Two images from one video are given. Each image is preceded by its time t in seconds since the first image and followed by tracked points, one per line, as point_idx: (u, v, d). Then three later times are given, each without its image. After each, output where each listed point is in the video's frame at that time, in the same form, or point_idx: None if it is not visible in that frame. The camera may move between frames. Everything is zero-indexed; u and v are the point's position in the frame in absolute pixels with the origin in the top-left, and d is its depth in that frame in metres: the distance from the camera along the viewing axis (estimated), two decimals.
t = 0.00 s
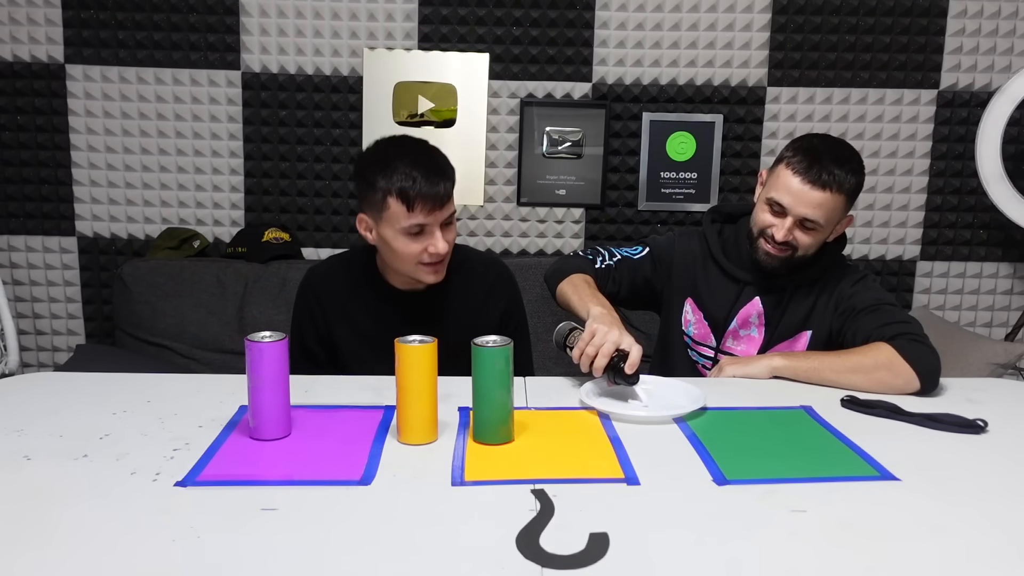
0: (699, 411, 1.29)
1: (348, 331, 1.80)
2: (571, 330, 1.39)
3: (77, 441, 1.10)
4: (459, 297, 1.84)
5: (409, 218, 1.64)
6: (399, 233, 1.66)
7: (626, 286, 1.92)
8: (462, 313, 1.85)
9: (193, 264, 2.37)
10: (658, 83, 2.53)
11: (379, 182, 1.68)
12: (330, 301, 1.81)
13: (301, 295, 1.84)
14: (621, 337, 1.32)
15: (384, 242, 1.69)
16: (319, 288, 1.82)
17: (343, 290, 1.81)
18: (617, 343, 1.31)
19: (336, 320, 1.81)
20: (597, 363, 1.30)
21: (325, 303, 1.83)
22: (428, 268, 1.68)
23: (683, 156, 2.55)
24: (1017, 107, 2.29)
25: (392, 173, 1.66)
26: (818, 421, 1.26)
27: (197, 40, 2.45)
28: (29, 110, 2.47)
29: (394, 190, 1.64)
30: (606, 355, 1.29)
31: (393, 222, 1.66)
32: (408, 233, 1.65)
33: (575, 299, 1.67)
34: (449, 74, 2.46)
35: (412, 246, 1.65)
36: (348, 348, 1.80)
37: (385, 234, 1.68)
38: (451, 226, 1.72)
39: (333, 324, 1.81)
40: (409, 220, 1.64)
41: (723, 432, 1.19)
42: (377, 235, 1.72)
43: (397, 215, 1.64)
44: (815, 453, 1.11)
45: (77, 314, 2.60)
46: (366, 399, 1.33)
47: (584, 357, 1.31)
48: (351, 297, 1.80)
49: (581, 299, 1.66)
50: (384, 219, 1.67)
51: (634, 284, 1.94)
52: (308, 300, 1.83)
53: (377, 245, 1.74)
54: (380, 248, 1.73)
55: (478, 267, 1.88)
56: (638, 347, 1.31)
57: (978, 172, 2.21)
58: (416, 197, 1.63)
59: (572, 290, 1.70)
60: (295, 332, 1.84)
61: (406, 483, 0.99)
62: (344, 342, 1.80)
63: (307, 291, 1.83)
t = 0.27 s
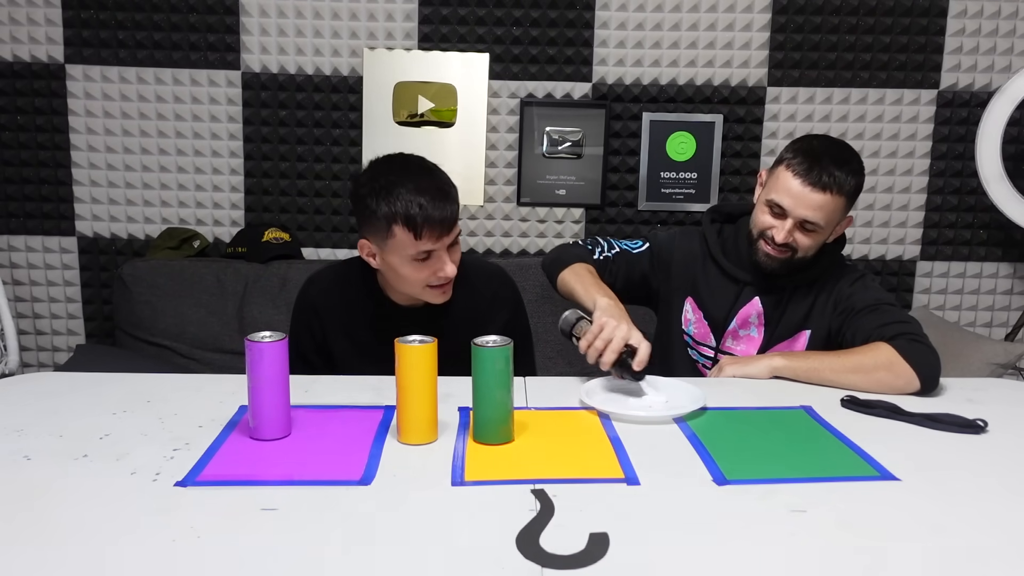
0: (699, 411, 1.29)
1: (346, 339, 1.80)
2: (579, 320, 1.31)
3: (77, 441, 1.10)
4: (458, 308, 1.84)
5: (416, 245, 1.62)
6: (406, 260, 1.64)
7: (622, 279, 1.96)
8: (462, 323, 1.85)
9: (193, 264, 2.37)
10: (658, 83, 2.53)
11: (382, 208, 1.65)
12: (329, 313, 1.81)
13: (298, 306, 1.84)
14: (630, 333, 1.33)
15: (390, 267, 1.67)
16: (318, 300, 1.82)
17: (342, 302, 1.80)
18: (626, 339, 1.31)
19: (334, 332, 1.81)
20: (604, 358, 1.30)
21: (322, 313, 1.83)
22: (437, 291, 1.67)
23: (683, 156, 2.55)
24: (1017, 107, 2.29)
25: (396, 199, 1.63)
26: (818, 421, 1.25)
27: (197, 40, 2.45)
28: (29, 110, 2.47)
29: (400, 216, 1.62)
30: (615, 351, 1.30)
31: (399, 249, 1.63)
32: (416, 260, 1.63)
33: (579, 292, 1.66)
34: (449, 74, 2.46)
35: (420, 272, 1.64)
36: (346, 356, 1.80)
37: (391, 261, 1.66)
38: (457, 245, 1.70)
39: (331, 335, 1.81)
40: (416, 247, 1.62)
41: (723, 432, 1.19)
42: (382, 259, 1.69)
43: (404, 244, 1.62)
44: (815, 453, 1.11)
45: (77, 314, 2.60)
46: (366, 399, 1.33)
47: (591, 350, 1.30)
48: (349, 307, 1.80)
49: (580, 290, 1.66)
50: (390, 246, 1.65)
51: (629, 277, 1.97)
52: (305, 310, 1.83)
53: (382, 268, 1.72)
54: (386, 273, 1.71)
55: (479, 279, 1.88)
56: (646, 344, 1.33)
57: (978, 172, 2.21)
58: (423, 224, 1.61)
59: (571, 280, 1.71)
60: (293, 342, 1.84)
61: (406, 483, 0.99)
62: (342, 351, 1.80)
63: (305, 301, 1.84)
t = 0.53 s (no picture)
0: (699, 411, 1.29)
1: (347, 344, 1.81)
2: (582, 315, 1.37)
3: (77, 441, 1.10)
4: (460, 313, 1.84)
5: (427, 253, 1.61)
6: (415, 269, 1.63)
7: (627, 279, 1.92)
8: (463, 328, 1.85)
9: (193, 264, 2.37)
10: (658, 83, 2.54)
11: (391, 216, 1.63)
12: (330, 321, 1.81)
13: (299, 310, 1.84)
14: (635, 324, 1.33)
15: (397, 275, 1.66)
16: (319, 308, 1.82)
17: (343, 311, 1.81)
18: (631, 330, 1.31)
19: (335, 340, 1.81)
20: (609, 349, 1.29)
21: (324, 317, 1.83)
22: (444, 299, 1.67)
23: (683, 156, 2.55)
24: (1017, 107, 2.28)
25: (406, 207, 1.62)
26: (818, 421, 1.26)
27: (197, 39, 2.45)
28: (29, 110, 2.47)
29: (410, 225, 1.61)
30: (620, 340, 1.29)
31: (409, 258, 1.62)
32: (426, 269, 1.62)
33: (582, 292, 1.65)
34: (449, 74, 2.46)
35: (429, 281, 1.64)
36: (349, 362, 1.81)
37: (400, 270, 1.64)
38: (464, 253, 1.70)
39: (332, 343, 1.81)
40: (426, 255, 1.62)
41: (723, 432, 1.19)
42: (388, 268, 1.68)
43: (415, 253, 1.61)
44: (815, 453, 1.11)
45: (77, 314, 2.60)
46: (366, 400, 1.33)
47: (596, 341, 1.30)
48: (350, 310, 1.80)
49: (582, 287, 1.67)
50: (399, 255, 1.63)
51: (634, 275, 1.94)
52: (305, 314, 1.83)
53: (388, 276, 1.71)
54: (392, 281, 1.69)
55: (481, 284, 1.88)
56: (651, 335, 1.33)
57: (978, 172, 2.21)
58: (434, 234, 1.60)
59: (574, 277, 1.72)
60: (292, 349, 1.83)
61: (406, 483, 0.99)
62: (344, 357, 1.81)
63: (305, 306, 1.83)
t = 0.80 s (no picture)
0: (699, 411, 1.29)
1: (348, 341, 1.81)
2: (587, 315, 1.38)
3: (77, 441, 1.10)
4: (461, 313, 1.85)
5: (431, 246, 1.62)
6: (420, 262, 1.63)
7: (630, 279, 1.93)
8: (464, 327, 1.85)
9: (193, 265, 2.37)
10: (658, 83, 2.54)
11: (395, 209, 1.64)
12: (332, 321, 1.80)
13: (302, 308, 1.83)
14: (642, 320, 1.32)
15: (400, 270, 1.66)
16: (320, 308, 1.81)
17: (344, 311, 1.80)
18: (636, 327, 1.30)
19: (337, 339, 1.81)
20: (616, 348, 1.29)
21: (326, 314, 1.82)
22: (449, 292, 1.67)
23: (683, 156, 2.55)
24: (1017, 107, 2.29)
25: (412, 199, 1.63)
26: (817, 420, 1.26)
27: (197, 39, 2.45)
28: (29, 110, 2.47)
29: (414, 217, 1.61)
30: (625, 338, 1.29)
31: (414, 251, 1.63)
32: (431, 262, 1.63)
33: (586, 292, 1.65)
34: (449, 74, 2.46)
35: (434, 273, 1.64)
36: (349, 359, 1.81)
37: (404, 263, 1.64)
38: (466, 248, 1.71)
39: (334, 342, 1.81)
40: (430, 248, 1.62)
41: (722, 432, 1.19)
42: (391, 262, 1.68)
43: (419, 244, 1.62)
44: (815, 453, 1.11)
45: (77, 314, 2.60)
46: (366, 399, 1.33)
47: (602, 340, 1.30)
48: (352, 308, 1.80)
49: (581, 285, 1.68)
50: (404, 248, 1.64)
51: (637, 277, 1.95)
52: (308, 312, 1.83)
53: (390, 272, 1.70)
54: (396, 275, 1.69)
55: (481, 283, 1.88)
56: (659, 331, 1.31)
57: (978, 172, 2.21)
58: (439, 225, 1.61)
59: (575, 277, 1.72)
60: (295, 349, 1.83)
61: (406, 483, 0.99)
62: (345, 353, 1.81)
63: (307, 303, 1.83)
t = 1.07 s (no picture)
0: (699, 411, 1.29)
1: (350, 336, 1.80)
2: (582, 313, 1.35)
3: (77, 441, 1.10)
4: (461, 311, 1.85)
5: (433, 232, 1.65)
6: (421, 248, 1.66)
7: (629, 278, 1.93)
8: (466, 323, 1.86)
9: (193, 265, 2.37)
10: (658, 83, 2.53)
11: (396, 197, 1.67)
12: (333, 316, 1.79)
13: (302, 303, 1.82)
14: (635, 322, 1.33)
15: (400, 257, 1.68)
16: (321, 303, 1.80)
17: (346, 306, 1.79)
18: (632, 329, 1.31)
19: (339, 335, 1.80)
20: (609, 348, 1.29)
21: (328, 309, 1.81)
22: (449, 278, 1.69)
23: (683, 156, 2.55)
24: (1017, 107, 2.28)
25: (413, 186, 1.66)
26: (817, 420, 1.26)
27: (197, 40, 2.45)
28: (29, 110, 2.47)
29: (416, 204, 1.65)
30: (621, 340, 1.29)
31: (415, 237, 1.66)
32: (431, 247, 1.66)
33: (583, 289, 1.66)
34: (449, 74, 2.46)
35: (435, 260, 1.66)
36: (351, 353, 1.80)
37: (405, 250, 1.66)
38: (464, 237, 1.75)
39: (336, 337, 1.80)
40: (432, 234, 1.65)
41: (723, 432, 1.19)
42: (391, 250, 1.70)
43: (421, 230, 1.65)
44: (816, 454, 1.11)
45: (77, 314, 2.60)
46: (366, 399, 1.33)
47: (596, 340, 1.29)
48: (354, 303, 1.79)
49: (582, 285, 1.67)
50: (405, 235, 1.66)
51: (636, 275, 1.95)
52: (309, 307, 1.81)
53: (390, 261, 1.72)
54: (397, 264, 1.70)
55: (481, 279, 1.89)
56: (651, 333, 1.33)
57: (978, 172, 2.21)
58: (440, 212, 1.65)
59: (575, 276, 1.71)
60: (296, 346, 1.81)
61: (406, 483, 0.99)
62: (347, 349, 1.80)
63: (308, 298, 1.81)
